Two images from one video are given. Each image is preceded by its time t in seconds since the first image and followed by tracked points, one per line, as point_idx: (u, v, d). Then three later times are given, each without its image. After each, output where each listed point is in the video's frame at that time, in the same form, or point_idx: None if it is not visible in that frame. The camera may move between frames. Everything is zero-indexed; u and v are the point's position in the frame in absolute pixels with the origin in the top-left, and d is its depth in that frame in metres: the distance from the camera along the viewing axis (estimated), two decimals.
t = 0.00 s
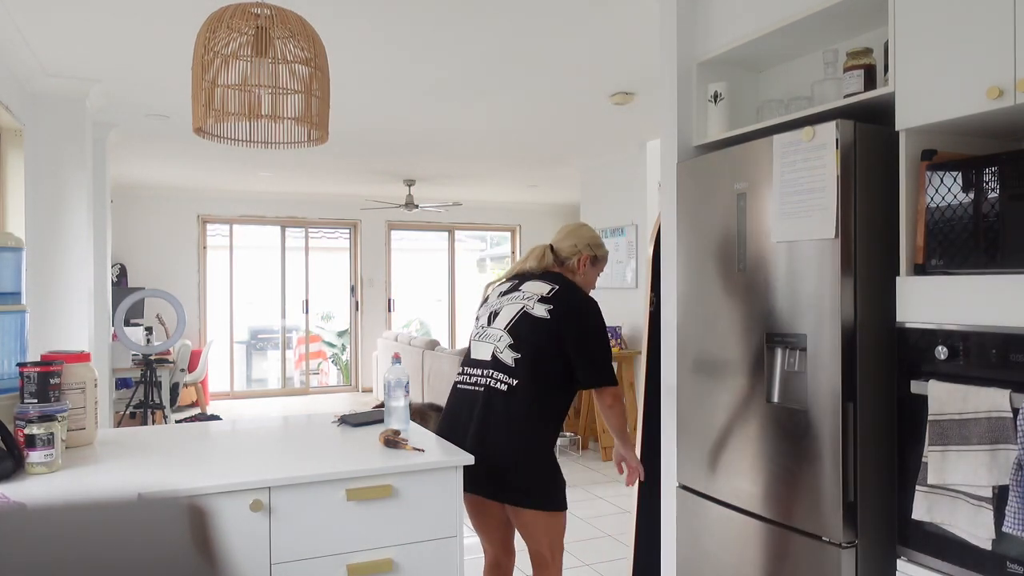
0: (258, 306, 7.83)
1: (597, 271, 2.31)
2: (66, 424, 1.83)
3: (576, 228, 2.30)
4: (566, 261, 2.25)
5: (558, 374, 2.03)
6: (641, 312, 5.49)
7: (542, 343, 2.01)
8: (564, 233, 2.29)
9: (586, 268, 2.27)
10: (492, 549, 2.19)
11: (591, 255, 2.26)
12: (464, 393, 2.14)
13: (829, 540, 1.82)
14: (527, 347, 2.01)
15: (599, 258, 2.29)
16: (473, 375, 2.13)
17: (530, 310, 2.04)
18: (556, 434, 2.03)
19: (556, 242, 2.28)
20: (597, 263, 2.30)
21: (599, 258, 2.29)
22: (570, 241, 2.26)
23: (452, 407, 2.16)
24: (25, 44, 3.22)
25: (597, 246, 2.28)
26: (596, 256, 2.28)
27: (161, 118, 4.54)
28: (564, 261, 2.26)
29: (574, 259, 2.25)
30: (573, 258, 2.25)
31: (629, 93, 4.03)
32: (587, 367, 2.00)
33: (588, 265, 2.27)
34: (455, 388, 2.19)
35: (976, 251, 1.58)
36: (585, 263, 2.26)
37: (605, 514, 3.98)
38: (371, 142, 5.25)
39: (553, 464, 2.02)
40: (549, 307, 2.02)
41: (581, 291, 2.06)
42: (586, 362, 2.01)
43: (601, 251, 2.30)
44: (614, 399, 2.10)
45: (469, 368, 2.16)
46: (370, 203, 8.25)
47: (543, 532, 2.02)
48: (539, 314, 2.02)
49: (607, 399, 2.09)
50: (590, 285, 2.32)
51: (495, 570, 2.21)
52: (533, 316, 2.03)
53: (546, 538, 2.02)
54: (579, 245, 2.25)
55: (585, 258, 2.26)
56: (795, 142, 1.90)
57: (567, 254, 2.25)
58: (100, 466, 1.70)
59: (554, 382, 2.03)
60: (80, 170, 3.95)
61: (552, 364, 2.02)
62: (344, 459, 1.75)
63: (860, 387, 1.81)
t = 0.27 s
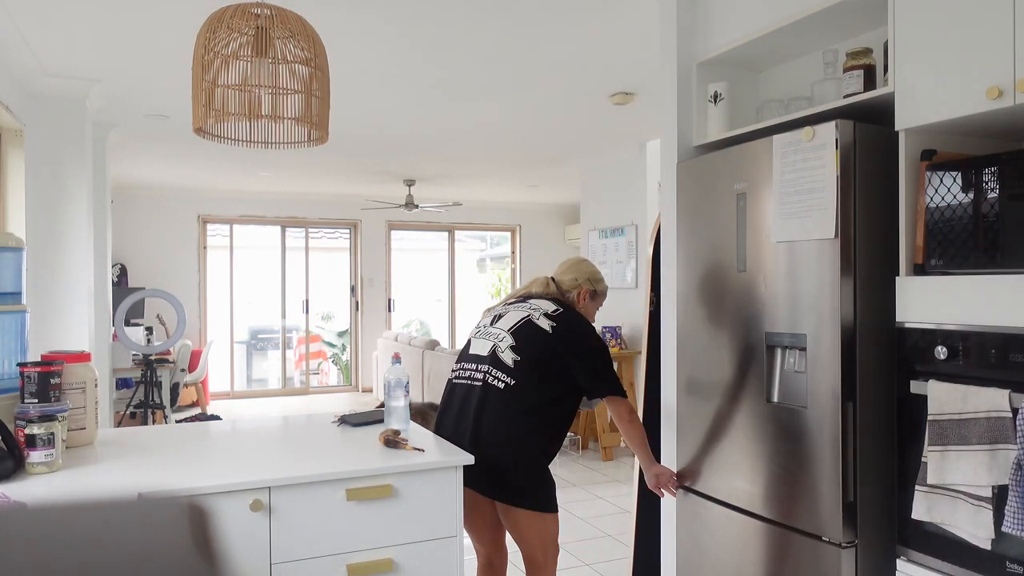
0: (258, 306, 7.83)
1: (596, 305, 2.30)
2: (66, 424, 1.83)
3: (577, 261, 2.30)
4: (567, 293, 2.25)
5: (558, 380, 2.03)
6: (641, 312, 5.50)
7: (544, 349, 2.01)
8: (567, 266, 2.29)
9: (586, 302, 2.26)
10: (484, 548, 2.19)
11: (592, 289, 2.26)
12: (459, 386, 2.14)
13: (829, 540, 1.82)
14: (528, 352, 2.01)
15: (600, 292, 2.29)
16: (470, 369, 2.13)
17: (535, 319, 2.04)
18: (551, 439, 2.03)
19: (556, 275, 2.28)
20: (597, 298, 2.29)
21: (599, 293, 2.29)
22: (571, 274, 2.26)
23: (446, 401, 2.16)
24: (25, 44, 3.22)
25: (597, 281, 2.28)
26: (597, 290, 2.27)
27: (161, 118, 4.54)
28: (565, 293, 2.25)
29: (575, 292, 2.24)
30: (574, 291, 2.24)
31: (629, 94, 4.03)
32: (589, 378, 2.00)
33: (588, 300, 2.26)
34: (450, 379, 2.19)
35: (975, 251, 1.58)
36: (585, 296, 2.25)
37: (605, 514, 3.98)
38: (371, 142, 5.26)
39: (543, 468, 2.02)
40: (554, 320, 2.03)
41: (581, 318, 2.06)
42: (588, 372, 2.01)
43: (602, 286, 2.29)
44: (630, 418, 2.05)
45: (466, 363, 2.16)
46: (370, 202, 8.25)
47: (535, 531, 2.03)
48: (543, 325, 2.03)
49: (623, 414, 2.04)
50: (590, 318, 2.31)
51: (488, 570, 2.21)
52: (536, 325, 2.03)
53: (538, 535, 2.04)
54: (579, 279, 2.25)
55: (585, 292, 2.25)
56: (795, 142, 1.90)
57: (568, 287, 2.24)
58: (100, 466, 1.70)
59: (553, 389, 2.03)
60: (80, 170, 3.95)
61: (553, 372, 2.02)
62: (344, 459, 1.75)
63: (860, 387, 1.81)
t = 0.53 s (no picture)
0: (258, 306, 7.83)
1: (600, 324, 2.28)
2: (66, 425, 1.83)
3: (583, 280, 2.29)
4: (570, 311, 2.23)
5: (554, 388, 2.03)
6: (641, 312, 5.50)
7: (541, 356, 2.00)
8: (573, 284, 2.27)
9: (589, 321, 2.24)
10: (481, 548, 2.20)
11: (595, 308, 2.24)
12: (454, 384, 2.15)
13: (829, 540, 1.82)
14: (526, 359, 2.01)
15: (604, 312, 2.27)
16: (466, 367, 2.14)
17: (535, 329, 2.03)
18: (543, 446, 2.03)
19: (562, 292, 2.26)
20: (601, 317, 2.27)
21: (603, 312, 2.26)
22: (576, 292, 2.24)
23: (441, 399, 2.17)
24: (25, 44, 3.22)
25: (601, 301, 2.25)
26: (600, 310, 2.25)
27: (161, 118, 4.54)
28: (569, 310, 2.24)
29: (578, 311, 2.23)
30: (577, 309, 2.23)
31: (629, 94, 4.03)
32: (586, 388, 2.00)
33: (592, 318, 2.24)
34: (446, 376, 2.20)
35: (976, 251, 1.57)
36: (589, 315, 2.23)
37: (605, 514, 3.98)
38: (370, 142, 5.25)
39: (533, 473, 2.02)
40: (554, 332, 2.02)
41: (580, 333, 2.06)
42: (585, 381, 2.00)
43: (605, 305, 2.27)
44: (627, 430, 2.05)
45: (463, 360, 2.17)
46: (370, 202, 8.25)
47: (528, 531, 2.04)
48: (544, 335, 2.02)
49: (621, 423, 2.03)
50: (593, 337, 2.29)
51: (485, 569, 2.21)
52: (536, 334, 2.02)
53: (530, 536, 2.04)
54: (585, 298, 2.23)
55: (589, 310, 2.23)
56: (795, 142, 1.90)
57: (572, 305, 2.23)
58: (100, 466, 1.70)
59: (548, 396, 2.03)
60: (80, 170, 3.95)
61: (549, 380, 2.02)
62: (344, 459, 1.75)
63: (860, 387, 1.80)
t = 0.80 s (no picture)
0: (258, 305, 7.83)
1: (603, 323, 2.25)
2: (66, 424, 1.83)
3: (586, 279, 2.27)
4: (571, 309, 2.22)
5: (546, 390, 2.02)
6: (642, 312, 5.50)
7: (534, 356, 2.00)
8: (575, 282, 2.26)
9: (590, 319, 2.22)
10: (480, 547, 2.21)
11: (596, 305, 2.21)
12: (447, 383, 2.15)
13: (829, 539, 1.82)
14: (519, 360, 2.00)
15: (606, 310, 2.24)
16: (460, 366, 2.14)
17: (529, 328, 2.03)
18: (536, 446, 2.03)
19: (564, 291, 2.25)
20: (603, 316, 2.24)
21: (605, 310, 2.23)
22: (577, 291, 2.23)
23: (437, 397, 2.18)
24: (25, 44, 3.22)
25: (603, 298, 2.22)
26: (602, 308, 2.22)
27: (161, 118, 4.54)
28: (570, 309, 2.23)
29: (579, 309, 2.21)
30: (578, 307, 2.21)
31: (629, 94, 4.03)
32: (579, 390, 1.99)
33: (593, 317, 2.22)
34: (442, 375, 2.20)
35: (976, 251, 1.57)
36: (590, 313, 2.21)
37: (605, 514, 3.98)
38: (370, 142, 5.25)
39: (526, 473, 2.02)
40: (549, 332, 2.02)
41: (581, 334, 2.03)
42: (579, 380, 1.99)
43: (608, 303, 2.24)
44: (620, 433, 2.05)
45: (456, 360, 2.17)
46: (370, 203, 8.25)
47: (523, 530, 2.04)
48: (538, 335, 2.01)
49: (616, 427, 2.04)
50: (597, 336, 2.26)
51: (484, 568, 2.22)
52: (530, 334, 2.02)
53: (526, 533, 2.04)
54: (586, 296, 2.21)
55: (590, 308, 2.21)
56: (794, 142, 1.90)
57: (573, 304, 2.21)
58: (100, 466, 1.70)
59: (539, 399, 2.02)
60: (80, 170, 3.95)
61: (542, 381, 2.02)
62: (344, 459, 1.75)
63: (860, 387, 1.80)
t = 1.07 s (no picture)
0: (258, 305, 7.83)
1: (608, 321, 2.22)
2: (66, 424, 1.83)
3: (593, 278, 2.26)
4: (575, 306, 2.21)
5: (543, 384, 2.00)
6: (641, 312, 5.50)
7: (528, 351, 1.99)
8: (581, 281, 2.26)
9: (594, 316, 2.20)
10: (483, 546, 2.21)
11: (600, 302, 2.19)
12: (447, 381, 2.15)
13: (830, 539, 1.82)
14: (514, 353, 1.99)
15: (611, 308, 2.21)
16: (458, 365, 2.14)
17: (524, 323, 2.03)
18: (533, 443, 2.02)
19: (571, 289, 2.26)
20: (608, 314, 2.21)
21: (610, 308, 2.21)
22: (581, 288, 2.22)
23: (435, 398, 2.17)
24: (25, 44, 3.22)
25: (608, 296, 2.20)
26: (607, 306, 2.20)
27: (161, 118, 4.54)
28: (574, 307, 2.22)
29: (582, 306, 2.20)
30: (581, 304, 2.20)
31: (629, 94, 4.03)
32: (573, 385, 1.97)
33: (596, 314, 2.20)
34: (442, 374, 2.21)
35: (976, 251, 1.57)
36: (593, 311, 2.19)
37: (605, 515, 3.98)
38: (370, 142, 5.25)
39: (526, 471, 2.01)
40: (544, 325, 2.02)
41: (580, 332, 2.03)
42: (576, 372, 1.98)
43: (613, 302, 2.21)
44: (557, 431, 1.96)
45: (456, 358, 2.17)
46: (370, 203, 8.25)
47: (526, 526, 2.04)
48: (533, 328, 2.01)
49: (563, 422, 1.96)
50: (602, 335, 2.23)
51: (485, 567, 2.22)
52: (525, 328, 2.02)
53: (529, 530, 2.05)
54: (591, 294, 2.20)
55: (593, 306, 2.19)
56: (795, 142, 1.90)
57: (577, 300, 2.21)
58: (100, 466, 1.70)
59: (537, 393, 2.01)
60: (79, 170, 3.95)
61: (537, 376, 2.00)
62: (344, 459, 1.75)
63: (860, 387, 1.80)
